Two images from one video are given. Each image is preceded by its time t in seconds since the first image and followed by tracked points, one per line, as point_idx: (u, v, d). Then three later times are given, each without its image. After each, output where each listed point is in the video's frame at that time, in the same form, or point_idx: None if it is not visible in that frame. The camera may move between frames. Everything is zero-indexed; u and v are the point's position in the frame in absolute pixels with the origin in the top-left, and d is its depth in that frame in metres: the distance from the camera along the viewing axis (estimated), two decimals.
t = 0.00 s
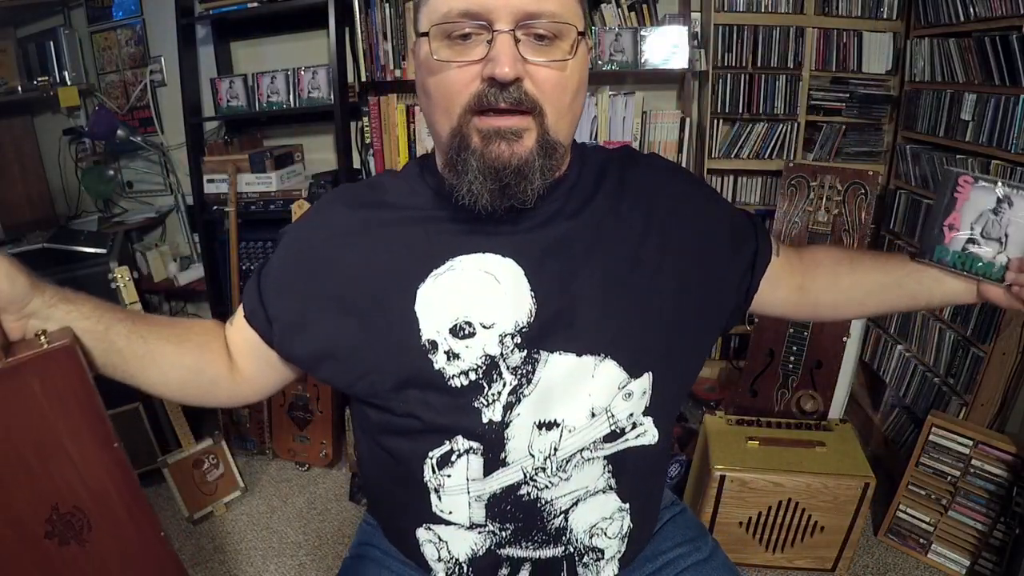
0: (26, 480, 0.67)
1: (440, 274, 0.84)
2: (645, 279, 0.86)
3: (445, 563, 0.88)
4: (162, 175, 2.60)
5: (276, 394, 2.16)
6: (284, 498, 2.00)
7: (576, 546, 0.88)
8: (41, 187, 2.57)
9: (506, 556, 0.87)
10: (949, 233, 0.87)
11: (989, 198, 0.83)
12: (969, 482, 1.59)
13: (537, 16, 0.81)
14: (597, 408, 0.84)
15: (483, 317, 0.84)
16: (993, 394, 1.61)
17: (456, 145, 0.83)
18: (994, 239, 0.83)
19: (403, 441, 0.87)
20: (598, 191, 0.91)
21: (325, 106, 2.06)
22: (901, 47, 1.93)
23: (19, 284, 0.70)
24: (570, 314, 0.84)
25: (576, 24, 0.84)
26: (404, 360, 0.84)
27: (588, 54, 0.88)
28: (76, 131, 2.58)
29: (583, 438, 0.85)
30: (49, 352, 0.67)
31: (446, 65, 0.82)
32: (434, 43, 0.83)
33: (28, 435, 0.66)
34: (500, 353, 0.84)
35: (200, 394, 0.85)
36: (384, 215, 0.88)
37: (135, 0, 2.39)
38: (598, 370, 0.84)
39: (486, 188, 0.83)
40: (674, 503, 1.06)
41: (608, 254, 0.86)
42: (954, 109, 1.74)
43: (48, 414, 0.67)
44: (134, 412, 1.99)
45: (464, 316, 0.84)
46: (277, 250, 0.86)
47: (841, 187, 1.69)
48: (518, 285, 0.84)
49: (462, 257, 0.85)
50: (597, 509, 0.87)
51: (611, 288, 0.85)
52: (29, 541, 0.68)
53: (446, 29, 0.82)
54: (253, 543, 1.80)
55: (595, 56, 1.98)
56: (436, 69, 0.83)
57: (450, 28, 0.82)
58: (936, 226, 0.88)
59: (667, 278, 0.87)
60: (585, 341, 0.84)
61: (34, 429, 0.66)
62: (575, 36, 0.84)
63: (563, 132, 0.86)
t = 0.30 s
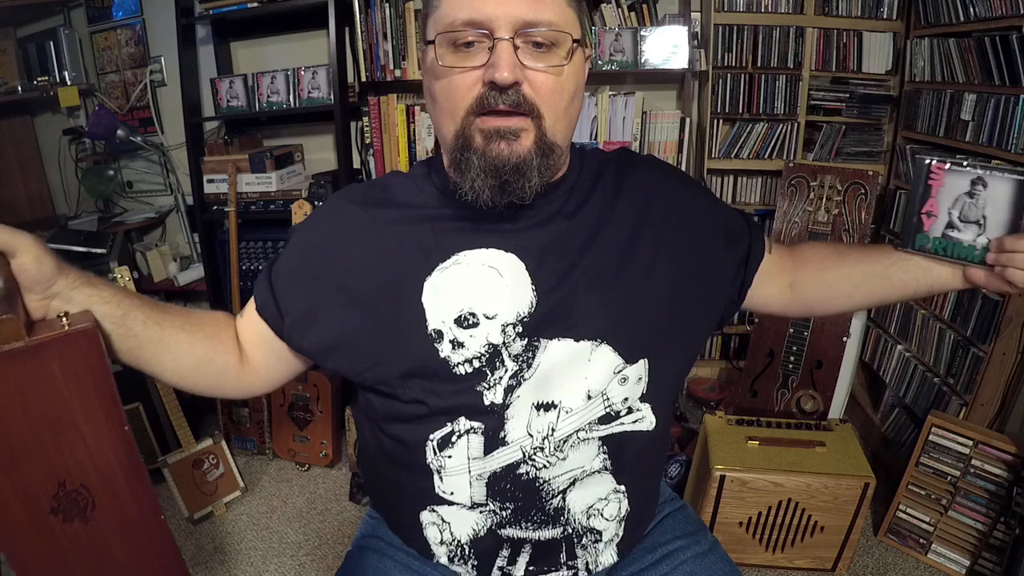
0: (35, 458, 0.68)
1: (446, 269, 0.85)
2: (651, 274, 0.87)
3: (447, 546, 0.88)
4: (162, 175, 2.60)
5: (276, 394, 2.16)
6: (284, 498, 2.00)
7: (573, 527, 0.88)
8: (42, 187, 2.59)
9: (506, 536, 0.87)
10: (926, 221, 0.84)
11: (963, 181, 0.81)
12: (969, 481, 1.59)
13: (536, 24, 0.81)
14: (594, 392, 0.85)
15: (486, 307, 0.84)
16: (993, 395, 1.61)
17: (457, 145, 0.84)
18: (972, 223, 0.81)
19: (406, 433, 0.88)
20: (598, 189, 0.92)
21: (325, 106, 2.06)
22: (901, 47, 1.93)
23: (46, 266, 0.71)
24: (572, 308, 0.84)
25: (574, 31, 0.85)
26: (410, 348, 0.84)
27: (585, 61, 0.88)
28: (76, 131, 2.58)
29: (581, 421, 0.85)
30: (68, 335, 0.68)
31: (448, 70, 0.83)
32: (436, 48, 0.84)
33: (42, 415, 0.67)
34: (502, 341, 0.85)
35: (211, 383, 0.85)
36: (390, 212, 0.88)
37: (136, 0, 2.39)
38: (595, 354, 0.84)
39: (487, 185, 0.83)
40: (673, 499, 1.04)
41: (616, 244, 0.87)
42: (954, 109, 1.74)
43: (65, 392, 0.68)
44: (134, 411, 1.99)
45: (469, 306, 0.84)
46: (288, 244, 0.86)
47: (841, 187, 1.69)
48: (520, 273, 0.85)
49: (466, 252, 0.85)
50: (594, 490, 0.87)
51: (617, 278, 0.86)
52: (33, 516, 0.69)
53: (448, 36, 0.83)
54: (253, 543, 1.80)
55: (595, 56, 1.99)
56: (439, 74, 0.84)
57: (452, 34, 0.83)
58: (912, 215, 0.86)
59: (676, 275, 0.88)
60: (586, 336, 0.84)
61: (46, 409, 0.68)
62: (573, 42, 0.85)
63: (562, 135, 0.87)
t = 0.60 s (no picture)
0: (60, 470, 0.58)
1: (450, 264, 0.85)
2: (657, 272, 0.87)
3: (448, 539, 0.89)
4: (162, 175, 2.60)
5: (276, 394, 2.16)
6: (284, 497, 2.00)
7: (572, 520, 0.88)
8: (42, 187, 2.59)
9: (507, 529, 0.87)
10: (868, 251, 0.79)
11: (907, 219, 0.74)
12: (969, 481, 1.59)
13: (537, 26, 0.81)
14: (595, 386, 0.85)
15: (489, 301, 0.84)
16: (993, 395, 1.61)
17: (460, 143, 0.84)
18: (909, 263, 0.75)
19: (408, 431, 0.88)
20: (599, 189, 0.92)
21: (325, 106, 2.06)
22: (901, 47, 1.93)
23: (73, 263, 0.69)
24: (574, 307, 0.84)
25: (574, 31, 0.85)
26: (415, 344, 0.84)
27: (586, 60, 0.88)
28: (76, 131, 2.58)
29: (582, 413, 0.85)
30: (94, 333, 0.58)
31: (450, 70, 0.84)
32: (439, 48, 0.84)
33: (62, 420, 0.58)
34: (505, 334, 0.85)
35: (226, 382, 0.86)
36: (395, 212, 0.88)
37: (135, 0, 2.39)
38: (597, 347, 0.85)
39: (490, 182, 0.83)
40: (675, 502, 1.03)
41: (622, 240, 0.88)
42: (954, 109, 1.74)
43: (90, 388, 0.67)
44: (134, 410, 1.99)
45: (472, 299, 0.84)
46: (296, 244, 0.86)
47: (841, 187, 1.69)
48: (523, 267, 0.85)
49: (470, 247, 0.85)
50: (594, 484, 0.87)
51: (624, 274, 0.86)
52: (58, 532, 0.59)
53: (450, 36, 0.83)
54: (253, 543, 1.80)
55: (595, 56, 1.99)
56: (441, 74, 0.85)
57: (454, 34, 0.83)
58: (862, 239, 0.80)
59: (680, 275, 0.88)
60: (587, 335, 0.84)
61: (69, 415, 0.58)
62: (574, 41, 0.85)
63: (563, 134, 0.87)
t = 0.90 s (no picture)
0: (76, 454, 0.67)
1: (450, 265, 0.85)
2: (658, 273, 0.87)
3: (444, 536, 0.89)
4: (162, 175, 2.60)
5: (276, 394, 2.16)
6: (284, 497, 2.00)
7: (567, 520, 0.88)
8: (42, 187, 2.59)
9: (502, 528, 0.87)
10: (870, 284, 0.80)
11: (903, 254, 0.73)
12: (969, 481, 1.59)
13: (534, 26, 0.81)
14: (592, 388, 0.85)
15: (487, 302, 0.84)
16: (993, 395, 1.61)
17: (457, 143, 0.84)
18: (909, 297, 0.75)
19: (407, 430, 0.88)
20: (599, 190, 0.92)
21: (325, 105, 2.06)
22: (902, 47, 1.93)
23: (88, 266, 0.72)
24: (573, 306, 0.84)
25: (570, 32, 0.85)
26: (413, 344, 0.84)
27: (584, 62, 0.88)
28: (76, 131, 2.58)
29: (579, 415, 0.85)
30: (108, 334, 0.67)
31: (447, 70, 0.84)
32: (436, 48, 0.84)
33: (82, 410, 0.67)
34: (503, 335, 0.85)
35: (238, 384, 0.88)
36: (397, 212, 0.89)
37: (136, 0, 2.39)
38: (596, 350, 0.85)
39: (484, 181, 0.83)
40: (674, 504, 1.03)
41: (622, 240, 0.88)
42: (954, 109, 1.74)
43: (105, 386, 0.68)
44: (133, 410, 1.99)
45: (471, 300, 0.84)
46: (303, 245, 0.87)
47: (841, 187, 1.69)
48: (523, 270, 0.85)
49: (469, 249, 0.85)
50: (589, 485, 0.87)
51: (625, 275, 0.86)
52: (77, 509, 0.69)
53: (447, 36, 0.83)
54: (253, 543, 1.80)
55: (595, 56, 1.99)
56: (438, 74, 0.85)
57: (451, 34, 0.83)
58: (861, 270, 0.81)
59: (682, 277, 0.89)
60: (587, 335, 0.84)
61: (92, 406, 0.67)
62: (570, 43, 0.85)
63: (560, 135, 0.87)
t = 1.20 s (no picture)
0: (77, 465, 0.68)
1: (452, 277, 0.85)
2: (661, 283, 0.87)
3: (445, 540, 0.89)
4: (162, 175, 2.60)
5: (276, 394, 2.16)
6: (284, 497, 2.00)
7: (567, 526, 0.88)
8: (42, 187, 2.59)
9: (503, 533, 0.87)
10: (904, 290, 0.83)
11: (945, 264, 0.76)
12: (969, 481, 1.59)
13: (534, 30, 0.81)
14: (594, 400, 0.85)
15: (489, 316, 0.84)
16: (993, 395, 1.61)
17: (457, 150, 0.84)
18: (944, 306, 0.78)
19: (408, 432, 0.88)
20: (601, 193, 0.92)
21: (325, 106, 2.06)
22: (901, 47, 1.93)
23: (89, 279, 0.71)
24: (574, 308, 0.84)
25: (571, 37, 0.84)
26: (414, 349, 0.84)
27: (587, 66, 0.88)
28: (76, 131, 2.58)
29: (581, 426, 0.85)
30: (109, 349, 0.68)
31: (446, 77, 0.84)
32: (434, 55, 0.85)
33: (83, 423, 0.67)
34: (506, 351, 0.85)
35: (241, 387, 0.88)
36: (399, 218, 0.89)
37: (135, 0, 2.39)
38: (599, 363, 0.84)
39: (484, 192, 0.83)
40: (676, 505, 1.03)
41: (623, 247, 0.87)
42: (954, 109, 1.74)
43: (106, 400, 0.68)
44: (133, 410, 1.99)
45: (473, 316, 0.84)
46: (307, 252, 0.88)
47: (841, 187, 1.69)
48: (525, 283, 0.85)
49: (473, 260, 0.85)
50: (590, 491, 0.87)
51: (627, 284, 0.86)
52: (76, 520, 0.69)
53: (445, 42, 0.83)
54: (253, 543, 1.80)
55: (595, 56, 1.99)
56: (438, 81, 0.85)
57: (449, 40, 0.83)
58: (894, 277, 0.83)
59: (685, 283, 0.88)
60: (588, 338, 0.84)
61: (93, 419, 0.68)
62: (572, 48, 0.84)
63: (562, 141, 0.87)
